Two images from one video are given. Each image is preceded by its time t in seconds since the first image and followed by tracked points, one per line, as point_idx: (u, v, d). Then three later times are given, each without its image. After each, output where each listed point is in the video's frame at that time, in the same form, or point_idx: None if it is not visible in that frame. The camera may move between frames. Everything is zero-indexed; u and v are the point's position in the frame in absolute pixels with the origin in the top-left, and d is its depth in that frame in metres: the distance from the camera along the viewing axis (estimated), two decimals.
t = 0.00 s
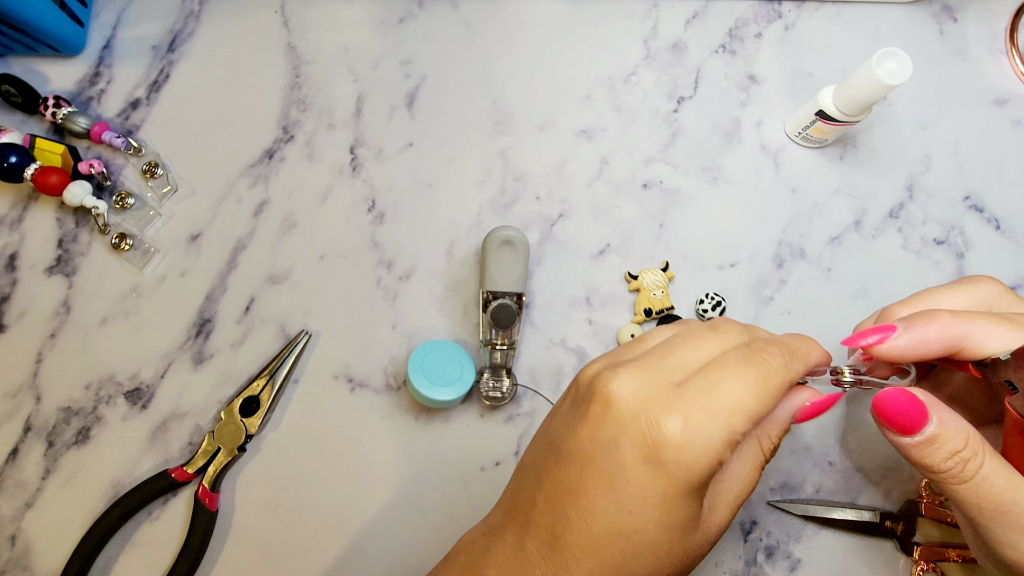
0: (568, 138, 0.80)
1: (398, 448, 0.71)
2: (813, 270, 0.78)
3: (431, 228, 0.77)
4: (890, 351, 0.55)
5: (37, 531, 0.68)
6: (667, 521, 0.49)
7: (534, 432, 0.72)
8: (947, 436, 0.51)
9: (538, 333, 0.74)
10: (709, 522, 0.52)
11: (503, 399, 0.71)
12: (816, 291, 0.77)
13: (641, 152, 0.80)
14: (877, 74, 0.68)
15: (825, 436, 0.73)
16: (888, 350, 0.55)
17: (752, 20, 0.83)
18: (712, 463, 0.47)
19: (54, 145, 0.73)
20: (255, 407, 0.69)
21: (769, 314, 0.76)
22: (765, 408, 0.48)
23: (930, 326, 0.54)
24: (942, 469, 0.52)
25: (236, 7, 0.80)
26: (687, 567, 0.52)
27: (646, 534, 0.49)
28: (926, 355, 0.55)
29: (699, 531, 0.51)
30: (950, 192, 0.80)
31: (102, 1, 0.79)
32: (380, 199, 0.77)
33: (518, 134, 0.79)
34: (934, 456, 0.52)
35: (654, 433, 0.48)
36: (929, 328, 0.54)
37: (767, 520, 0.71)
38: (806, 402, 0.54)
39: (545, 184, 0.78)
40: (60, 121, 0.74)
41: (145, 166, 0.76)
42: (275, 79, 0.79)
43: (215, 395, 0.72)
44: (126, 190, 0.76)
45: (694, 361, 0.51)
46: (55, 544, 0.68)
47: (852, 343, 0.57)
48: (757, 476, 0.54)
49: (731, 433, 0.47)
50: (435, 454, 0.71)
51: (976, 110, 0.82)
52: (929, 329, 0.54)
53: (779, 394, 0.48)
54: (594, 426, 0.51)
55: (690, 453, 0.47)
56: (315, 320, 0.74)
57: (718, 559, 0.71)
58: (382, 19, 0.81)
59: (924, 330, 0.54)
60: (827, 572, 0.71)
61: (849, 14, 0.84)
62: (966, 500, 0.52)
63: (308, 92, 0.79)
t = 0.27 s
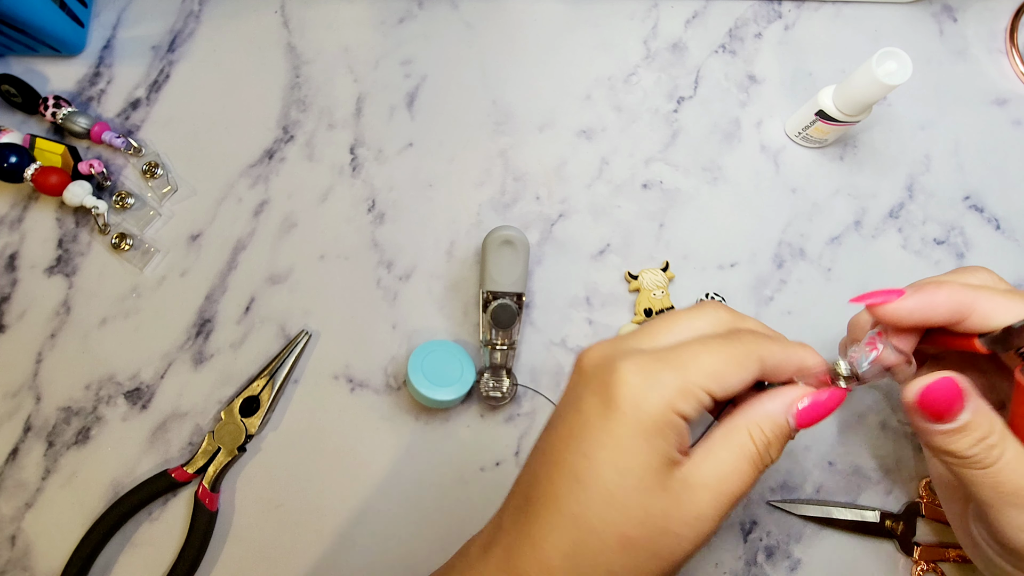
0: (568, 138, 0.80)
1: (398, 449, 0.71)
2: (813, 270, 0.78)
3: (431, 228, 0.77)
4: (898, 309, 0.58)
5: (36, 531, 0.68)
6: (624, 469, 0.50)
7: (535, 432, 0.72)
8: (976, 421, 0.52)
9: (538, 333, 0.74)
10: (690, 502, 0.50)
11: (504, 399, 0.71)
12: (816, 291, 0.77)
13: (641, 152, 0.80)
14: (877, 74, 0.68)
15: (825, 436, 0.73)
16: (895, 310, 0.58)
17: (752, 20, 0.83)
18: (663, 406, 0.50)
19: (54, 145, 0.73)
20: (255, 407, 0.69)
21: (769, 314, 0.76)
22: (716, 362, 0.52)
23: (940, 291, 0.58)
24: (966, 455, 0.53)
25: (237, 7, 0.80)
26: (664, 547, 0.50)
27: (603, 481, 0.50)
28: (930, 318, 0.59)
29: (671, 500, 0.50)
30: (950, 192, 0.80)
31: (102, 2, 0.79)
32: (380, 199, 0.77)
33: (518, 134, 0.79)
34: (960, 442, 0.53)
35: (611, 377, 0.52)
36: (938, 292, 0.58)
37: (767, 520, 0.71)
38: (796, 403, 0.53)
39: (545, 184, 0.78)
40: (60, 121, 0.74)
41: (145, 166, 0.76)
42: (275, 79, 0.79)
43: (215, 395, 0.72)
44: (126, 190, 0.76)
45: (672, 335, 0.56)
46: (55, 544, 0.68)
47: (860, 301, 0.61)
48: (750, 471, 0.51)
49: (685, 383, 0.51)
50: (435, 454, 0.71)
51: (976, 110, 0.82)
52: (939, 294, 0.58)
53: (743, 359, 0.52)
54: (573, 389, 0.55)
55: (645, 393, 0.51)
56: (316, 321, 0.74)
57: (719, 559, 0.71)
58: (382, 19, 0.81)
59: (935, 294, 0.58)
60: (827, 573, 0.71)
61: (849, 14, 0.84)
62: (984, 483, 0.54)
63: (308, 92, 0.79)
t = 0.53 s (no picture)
0: (568, 138, 0.80)
1: (398, 449, 0.71)
2: (813, 270, 0.78)
3: (431, 228, 0.77)
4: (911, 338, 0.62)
5: (36, 531, 0.68)
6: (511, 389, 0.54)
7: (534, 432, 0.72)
8: None
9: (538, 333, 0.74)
10: (583, 423, 0.51)
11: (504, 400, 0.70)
12: (816, 291, 0.77)
13: (641, 152, 0.80)
14: (877, 74, 0.68)
15: (825, 437, 0.73)
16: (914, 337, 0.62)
17: (752, 20, 0.83)
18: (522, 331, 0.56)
19: (54, 145, 0.73)
20: (255, 407, 0.69)
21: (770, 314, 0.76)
22: (585, 286, 0.55)
23: (950, 313, 0.60)
24: None
25: (237, 7, 0.80)
26: (571, 469, 0.51)
27: (498, 412, 0.54)
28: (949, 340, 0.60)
29: (553, 414, 0.52)
30: (950, 192, 0.80)
31: (102, 2, 0.79)
32: (380, 199, 0.77)
33: (518, 134, 0.79)
34: None
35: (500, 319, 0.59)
36: (953, 314, 0.60)
37: (767, 521, 0.72)
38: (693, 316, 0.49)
39: (545, 184, 0.78)
40: (60, 121, 0.74)
41: (145, 166, 0.76)
42: (275, 79, 0.79)
43: (215, 395, 0.72)
44: (126, 190, 0.76)
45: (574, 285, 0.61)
46: (54, 544, 0.68)
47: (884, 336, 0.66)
48: (648, 389, 0.49)
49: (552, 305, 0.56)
50: (435, 454, 0.71)
51: (976, 110, 0.82)
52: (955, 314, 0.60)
53: (604, 275, 0.55)
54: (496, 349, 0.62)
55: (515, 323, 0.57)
56: (316, 321, 0.74)
57: (718, 560, 0.71)
58: (382, 19, 0.81)
59: (948, 317, 0.60)
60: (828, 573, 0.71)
61: (849, 14, 0.84)
62: None
63: (308, 92, 0.79)
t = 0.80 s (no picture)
0: (568, 138, 0.80)
1: (398, 449, 0.71)
2: (813, 270, 0.78)
3: (431, 228, 0.77)
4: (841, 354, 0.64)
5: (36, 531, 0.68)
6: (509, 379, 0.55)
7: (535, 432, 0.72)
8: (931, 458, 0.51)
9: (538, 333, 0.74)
10: (572, 401, 0.51)
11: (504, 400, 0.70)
12: (816, 291, 0.77)
13: (641, 152, 0.80)
14: (877, 74, 0.68)
15: (825, 436, 0.73)
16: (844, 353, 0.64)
17: (752, 20, 0.83)
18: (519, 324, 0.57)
19: (54, 144, 0.73)
20: (255, 407, 0.69)
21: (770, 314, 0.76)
22: (577, 280, 0.58)
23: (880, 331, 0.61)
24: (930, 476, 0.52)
25: (237, 7, 0.80)
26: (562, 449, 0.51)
27: (492, 399, 0.55)
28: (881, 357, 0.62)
29: (546, 397, 0.52)
30: (950, 192, 0.80)
31: (102, 1, 0.79)
32: (380, 199, 0.77)
33: (518, 134, 0.79)
34: (921, 464, 0.52)
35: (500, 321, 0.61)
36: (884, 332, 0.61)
37: (767, 520, 0.72)
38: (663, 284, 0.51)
39: (545, 184, 0.78)
40: (60, 121, 0.74)
41: (145, 166, 0.76)
42: (275, 79, 0.79)
43: (215, 395, 0.72)
44: (126, 190, 0.76)
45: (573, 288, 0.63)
46: (55, 544, 0.68)
47: (799, 363, 0.67)
48: (628, 360, 0.50)
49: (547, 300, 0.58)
50: (435, 454, 0.71)
51: (976, 110, 0.82)
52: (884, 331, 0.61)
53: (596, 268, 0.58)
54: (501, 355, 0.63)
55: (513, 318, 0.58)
56: (316, 321, 0.74)
57: (718, 559, 0.71)
58: (382, 19, 0.81)
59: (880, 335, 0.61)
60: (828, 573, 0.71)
61: (849, 14, 0.84)
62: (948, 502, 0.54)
63: (308, 92, 0.79)
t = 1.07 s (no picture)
0: (568, 138, 0.80)
1: (399, 449, 0.71)
2: (813, 270, 0.78)
3: (431, 228, 0.77)
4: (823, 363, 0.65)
5: (37, 531, 0.68)
6: (518, 379, 0.55)
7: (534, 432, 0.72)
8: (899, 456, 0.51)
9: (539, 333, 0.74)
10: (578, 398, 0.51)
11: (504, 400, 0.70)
12: (815, 292, 0.77)
13: (641, 152, 0.80)
14: (877, 74, 0.68)
15: (825, 436, 0.73)
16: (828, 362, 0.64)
17: (752, 20, 0.83)
18: (528, 324, 0.57)
19: (54, 144, 0.73)
20: (255, 407, 0.69)
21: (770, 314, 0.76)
22: (579, 280, 0.58)
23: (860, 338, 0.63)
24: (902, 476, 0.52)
25: (237, 7, 0.80)
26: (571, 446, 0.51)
27: (499, 401, 0.55)
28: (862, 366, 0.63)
29: (553, 395, 0.52)
30: (950, 192, 0.80)
31: (102, 1, 0.79)
32: (380, 199, 0.77)
33: (518, 134, 0.79)
34: (894, 464, 0.52)
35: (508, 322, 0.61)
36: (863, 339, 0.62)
37: (767, 520, 0.72)
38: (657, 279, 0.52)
39: (545, 184, 0.78)
40: (60, 121, 0.74)
41: (145, 166, 0.76)
42: (275, 79, 0.79)
43: (215, 395, 0.72)
44: (126, 190, 0.76)
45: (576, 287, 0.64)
46: (55, 544, 0.68)
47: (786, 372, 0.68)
48: (631, 355, 0.50)
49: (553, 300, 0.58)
50: (435, 454, 0.71)
51: (976, 110, 0.82)
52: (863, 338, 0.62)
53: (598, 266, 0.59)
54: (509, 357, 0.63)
55: (520, 318, 0.59)
56: (316, 321, 0.74)
57: (718, 559, 0.71)
58: (381, 19, 0.81)
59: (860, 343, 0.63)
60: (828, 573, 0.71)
61: (849, 14, 0.84)
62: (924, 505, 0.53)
63: (308, 92, 0.79)
